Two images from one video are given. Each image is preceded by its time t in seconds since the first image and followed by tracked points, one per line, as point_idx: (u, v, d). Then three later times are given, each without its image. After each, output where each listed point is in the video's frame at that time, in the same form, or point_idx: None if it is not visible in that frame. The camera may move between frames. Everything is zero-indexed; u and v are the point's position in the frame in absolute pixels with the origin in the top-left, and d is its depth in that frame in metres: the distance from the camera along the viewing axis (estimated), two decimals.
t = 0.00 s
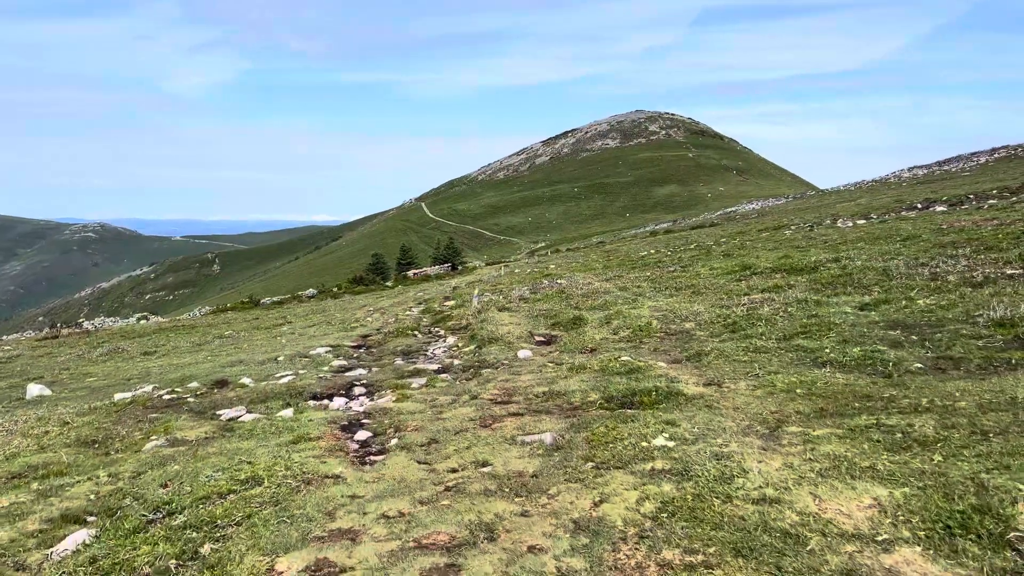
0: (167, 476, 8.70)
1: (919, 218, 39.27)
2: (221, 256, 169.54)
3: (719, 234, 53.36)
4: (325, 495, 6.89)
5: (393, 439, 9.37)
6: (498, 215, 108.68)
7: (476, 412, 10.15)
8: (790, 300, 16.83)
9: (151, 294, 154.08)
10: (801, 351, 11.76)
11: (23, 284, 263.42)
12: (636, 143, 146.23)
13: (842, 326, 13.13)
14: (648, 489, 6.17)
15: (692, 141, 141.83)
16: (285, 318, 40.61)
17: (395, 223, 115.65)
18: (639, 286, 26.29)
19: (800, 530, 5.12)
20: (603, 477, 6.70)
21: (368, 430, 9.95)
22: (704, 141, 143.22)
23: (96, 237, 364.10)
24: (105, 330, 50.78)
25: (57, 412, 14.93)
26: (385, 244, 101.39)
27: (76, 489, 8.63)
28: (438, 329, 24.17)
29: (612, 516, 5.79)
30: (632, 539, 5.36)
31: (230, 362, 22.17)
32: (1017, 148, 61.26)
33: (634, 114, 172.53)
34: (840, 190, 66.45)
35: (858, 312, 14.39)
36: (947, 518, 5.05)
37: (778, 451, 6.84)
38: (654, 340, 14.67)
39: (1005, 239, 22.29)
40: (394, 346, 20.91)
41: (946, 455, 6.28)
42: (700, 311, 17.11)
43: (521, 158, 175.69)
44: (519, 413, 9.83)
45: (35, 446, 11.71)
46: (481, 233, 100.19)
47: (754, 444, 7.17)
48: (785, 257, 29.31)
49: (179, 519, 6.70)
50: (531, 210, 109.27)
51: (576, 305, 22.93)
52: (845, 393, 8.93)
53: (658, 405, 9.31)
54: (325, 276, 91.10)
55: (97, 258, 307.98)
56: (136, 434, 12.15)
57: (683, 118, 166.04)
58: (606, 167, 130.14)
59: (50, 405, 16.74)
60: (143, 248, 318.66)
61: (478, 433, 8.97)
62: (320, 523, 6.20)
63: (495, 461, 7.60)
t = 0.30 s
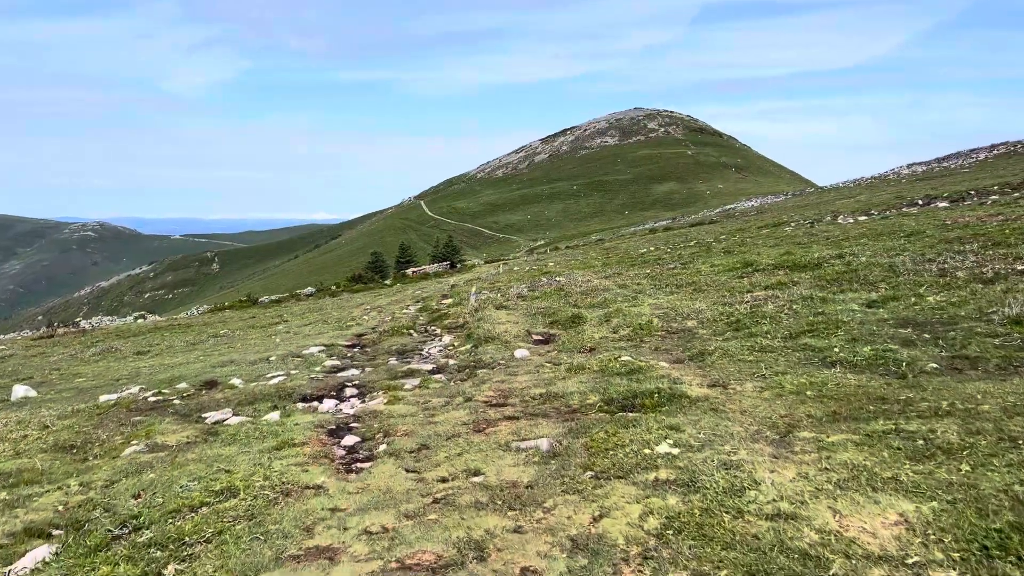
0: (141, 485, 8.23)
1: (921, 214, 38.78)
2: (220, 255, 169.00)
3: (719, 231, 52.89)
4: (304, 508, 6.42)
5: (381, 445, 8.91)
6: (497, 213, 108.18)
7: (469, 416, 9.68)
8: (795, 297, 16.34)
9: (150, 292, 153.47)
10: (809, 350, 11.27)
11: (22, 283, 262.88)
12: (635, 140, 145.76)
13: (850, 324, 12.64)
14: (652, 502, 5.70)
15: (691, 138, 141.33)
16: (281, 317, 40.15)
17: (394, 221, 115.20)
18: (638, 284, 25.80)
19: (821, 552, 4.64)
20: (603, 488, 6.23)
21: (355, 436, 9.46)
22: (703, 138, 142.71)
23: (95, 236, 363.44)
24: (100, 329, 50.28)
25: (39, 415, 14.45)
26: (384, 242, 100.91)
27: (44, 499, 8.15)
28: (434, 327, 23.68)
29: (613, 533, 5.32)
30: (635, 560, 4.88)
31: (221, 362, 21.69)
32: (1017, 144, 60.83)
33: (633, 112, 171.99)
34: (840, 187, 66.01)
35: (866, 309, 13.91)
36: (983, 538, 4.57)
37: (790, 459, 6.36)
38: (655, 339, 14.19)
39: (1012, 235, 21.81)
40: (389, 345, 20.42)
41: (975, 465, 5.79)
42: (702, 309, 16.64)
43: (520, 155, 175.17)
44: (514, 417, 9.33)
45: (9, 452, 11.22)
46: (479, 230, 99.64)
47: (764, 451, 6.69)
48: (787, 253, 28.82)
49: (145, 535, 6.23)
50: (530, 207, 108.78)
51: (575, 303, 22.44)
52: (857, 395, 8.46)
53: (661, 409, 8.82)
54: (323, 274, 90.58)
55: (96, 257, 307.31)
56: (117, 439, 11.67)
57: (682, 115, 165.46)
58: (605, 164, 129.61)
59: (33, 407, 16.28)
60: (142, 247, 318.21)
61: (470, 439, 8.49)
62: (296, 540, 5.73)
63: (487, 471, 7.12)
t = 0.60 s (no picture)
0: (117, 506, 7.78)
1: (927, 212, 38.25)
2: (221, 253, 168.61)
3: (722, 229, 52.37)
4: (284, 539, 5.96)
5: (373, 461, 8.46)
6: (498, 211, 107.71)
7: (466, 429, 9.20)
8: (803, 299, 15.85)
9: (152, 290, 153.06)
10: (821, 358, 10.80)
11: (24, 281, 262.66)
12: (636, 138, 145.19)
13: (863, 329, 12.15)
14: (660, 535, 5.23)
15: (693, 135, 140.75)
16: (279, 317, 39.74)
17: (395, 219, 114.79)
18: (641, 284, 25.31)
19: None
20: (608, 515, 5.76)
21: (346, 451, 8.99)
22: (705, 135, 142.10)
23: (96, 233, 363.35)
24: (98, 328, 49.84)
25: (23, 423, 14.00)
26: (385, 240, 100.47)
27: (14, 521, 7.70)
28: (433, 329, 23.20)
29: (619, 572, 4.85)
30: None
31: (216, 365, 21.23)
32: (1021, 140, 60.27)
33: (634, 109, 171.36)
34: (843, 184, 65.44)
35: (878, 313, 13.42)
36: None
37: (809, 484, 5.88)
38: (660, 345, 13.70)
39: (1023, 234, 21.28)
40: (386, 349, 19.95)
41: (1012, 493, 5.32)
42: (708, 312, 16.15)
43: (521, 153, 174.64)
44: (513, 431, 8.87)
45: None
46: (480, 228, 99.17)
47: (781, 474, 6.21)
48: (792, 252, 28.35)
49: (112, 569, 5.79)
50: (531, 205, 108.28)
51: (577, 304, 21.97)
52: (876, 409, 7.98)
53: (667, 423, 8.35)
54: (324, 272, 90.22)
55: (98, 255, 307.14)
56: (100, 450, 11.20)
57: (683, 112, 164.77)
58: (606, 162, 129.04)
59: (19, 414, 15.82)
60: (144, 245, 318.00)
61: (465, 456, 8.02)
62: None
63: (482, 494, 6.66)
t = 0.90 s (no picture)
0: (109, 509, 7.32)
1: (940, 207, 37.67)
2: (227, 250, 168.47)
3: (730, 225, 51.80)
4: (286, 548, 5.52)
5: (380, 463, 8.00)
6: (504, 207, 107.18)
7: (476, 429, 8.74)
8: (823, 293, 15.31)
9: (158, 287, 152.96)
10: (849, 353, 10.29)
11: (32, 279, 263.10)
12: (642, 134, 144.51)
13: (891, 324, 11.63)
14: (696, 546, 4.77)
15: (699, 132, 139.96)
16: (284, 313, 39.35)
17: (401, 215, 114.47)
18: (652, 280, 24.82)
19: None
20: (636, 523, 5.29)
21: (352, 451, 8.55)
22: (711, 131, 141.33)
23: (103, 231, 364.10)
24: (104, 325, 49.51)
25: (20, 421, 13.56)
26: (391, 237, 100.10)
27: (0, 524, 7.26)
28: (440, 325, 22.77)
29: None
30: None
31: (219, 362, 20.79)
32: None
33: (640, 105, 170.62)
34: (852, 180, 64.75)
35: (903, 308, 12.90)
36: None
37: (857, 489, 5.39)
38: (677, 340, 13.20)
39: None
40: (393, 345, 19.47)
41: None
42: (724, 307, 15.64)
43: (527, 149, 174.08)
44: (527, 430, 8.40)
45: None
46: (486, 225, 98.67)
47: (822, 478, 5.73)
48: (805, 247, 27.78)
49: None
50: (538, 201, 107.78)
51: (587, 300, 21.47)
52: (915, 407, 7.48)
53: (691, 423, 7.86)
54: (330, 268, 89.89)
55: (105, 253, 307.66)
56: (96, 449, 10.76)
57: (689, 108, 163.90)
58: (612, 158, 128.37)
59: (17, 412, 15.41)
60: (151, 243, 318.44)
61: (478, 456, 7.57)
62: None
63: (498, 499, 6.20)
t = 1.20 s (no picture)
0: (115, 528, 6.96)
1: (964, 205, 36.87)
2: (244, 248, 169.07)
3: (748, 223, 51.14)
4: None
5: (398, 479, 7.59)
6: (519, 206, 106.70)
7: (499, 443, 8.32)
8: (854, 296, 14.78)
9: (176, 285, 153.70)
10: (889, 362, 9.79)
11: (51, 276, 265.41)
12: (657, 131, 143.58)
13: (931, 330, 11.09)
14: None
15: (715, 129, 138.81)
16: (299, 313, 39.10)
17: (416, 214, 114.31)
18: (673, 280, 24.29)
19: None
20: (680, 559, 4.86)
21: (369, 467, 8.15)
22: (727, 129, 140.19)
23: (121, 229, 366.80)
24: (120, 324, 49.49)
25: (30, 427, 13.27)
26: (406, 236, 99.94)
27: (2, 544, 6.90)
28: (457, 327, 22.37)
29: None
30: None
31: (233, 364, 20.46)
32: None
33: (655, 103, 169.54)
34: (872, 176, 63.77)
35: (942, 312, 12.34)
36: None
37: (921, 523, 4.93)
38: (704, 347, 12.71)
39: None
40: (409, 348, 19.06)
41: None
42: (751, 310, 15.13)
43: (542, 147, 173.46)
44: (553, 445, 7.97)
45: None
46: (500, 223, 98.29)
47: (881, 507, 5.27)
48: (829, 247, 27.13)
49: None
50: (552, 199, 107.25)
51: (607, 301, 21.00)
52: (970, 424, 6.98)
53: (728, 439, 7.40)
54: (345, 267, 89.80)
55: (123, 251, 310.12)
56: (107, 459, 10.40)
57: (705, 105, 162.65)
58: (628, 156, 127.59)
59: (29, 416, 15.13)
60: (168, 241, 320.52)
61: (502, 475, 7.15)
62: None
63: (526, 525, 5.80)
